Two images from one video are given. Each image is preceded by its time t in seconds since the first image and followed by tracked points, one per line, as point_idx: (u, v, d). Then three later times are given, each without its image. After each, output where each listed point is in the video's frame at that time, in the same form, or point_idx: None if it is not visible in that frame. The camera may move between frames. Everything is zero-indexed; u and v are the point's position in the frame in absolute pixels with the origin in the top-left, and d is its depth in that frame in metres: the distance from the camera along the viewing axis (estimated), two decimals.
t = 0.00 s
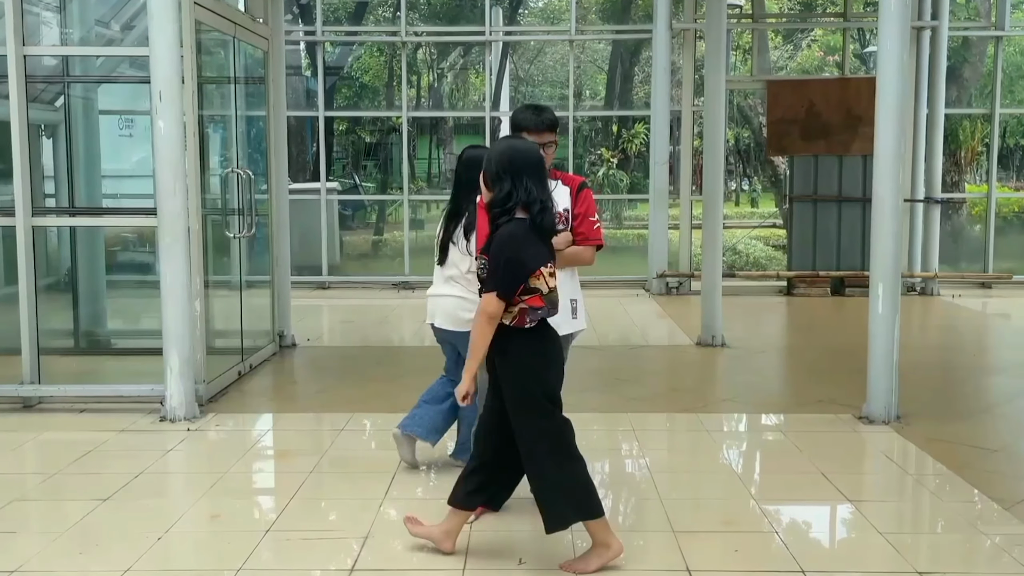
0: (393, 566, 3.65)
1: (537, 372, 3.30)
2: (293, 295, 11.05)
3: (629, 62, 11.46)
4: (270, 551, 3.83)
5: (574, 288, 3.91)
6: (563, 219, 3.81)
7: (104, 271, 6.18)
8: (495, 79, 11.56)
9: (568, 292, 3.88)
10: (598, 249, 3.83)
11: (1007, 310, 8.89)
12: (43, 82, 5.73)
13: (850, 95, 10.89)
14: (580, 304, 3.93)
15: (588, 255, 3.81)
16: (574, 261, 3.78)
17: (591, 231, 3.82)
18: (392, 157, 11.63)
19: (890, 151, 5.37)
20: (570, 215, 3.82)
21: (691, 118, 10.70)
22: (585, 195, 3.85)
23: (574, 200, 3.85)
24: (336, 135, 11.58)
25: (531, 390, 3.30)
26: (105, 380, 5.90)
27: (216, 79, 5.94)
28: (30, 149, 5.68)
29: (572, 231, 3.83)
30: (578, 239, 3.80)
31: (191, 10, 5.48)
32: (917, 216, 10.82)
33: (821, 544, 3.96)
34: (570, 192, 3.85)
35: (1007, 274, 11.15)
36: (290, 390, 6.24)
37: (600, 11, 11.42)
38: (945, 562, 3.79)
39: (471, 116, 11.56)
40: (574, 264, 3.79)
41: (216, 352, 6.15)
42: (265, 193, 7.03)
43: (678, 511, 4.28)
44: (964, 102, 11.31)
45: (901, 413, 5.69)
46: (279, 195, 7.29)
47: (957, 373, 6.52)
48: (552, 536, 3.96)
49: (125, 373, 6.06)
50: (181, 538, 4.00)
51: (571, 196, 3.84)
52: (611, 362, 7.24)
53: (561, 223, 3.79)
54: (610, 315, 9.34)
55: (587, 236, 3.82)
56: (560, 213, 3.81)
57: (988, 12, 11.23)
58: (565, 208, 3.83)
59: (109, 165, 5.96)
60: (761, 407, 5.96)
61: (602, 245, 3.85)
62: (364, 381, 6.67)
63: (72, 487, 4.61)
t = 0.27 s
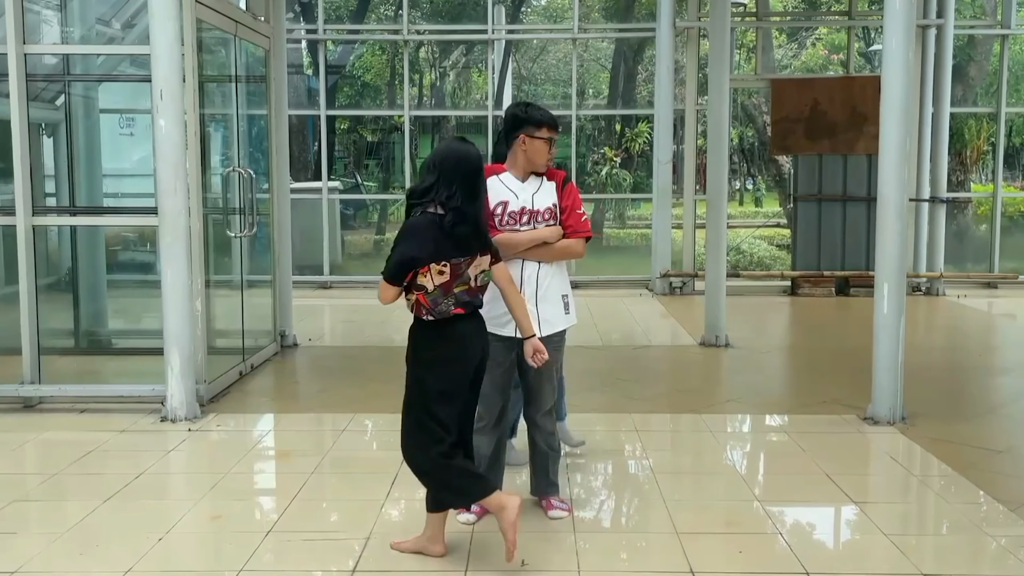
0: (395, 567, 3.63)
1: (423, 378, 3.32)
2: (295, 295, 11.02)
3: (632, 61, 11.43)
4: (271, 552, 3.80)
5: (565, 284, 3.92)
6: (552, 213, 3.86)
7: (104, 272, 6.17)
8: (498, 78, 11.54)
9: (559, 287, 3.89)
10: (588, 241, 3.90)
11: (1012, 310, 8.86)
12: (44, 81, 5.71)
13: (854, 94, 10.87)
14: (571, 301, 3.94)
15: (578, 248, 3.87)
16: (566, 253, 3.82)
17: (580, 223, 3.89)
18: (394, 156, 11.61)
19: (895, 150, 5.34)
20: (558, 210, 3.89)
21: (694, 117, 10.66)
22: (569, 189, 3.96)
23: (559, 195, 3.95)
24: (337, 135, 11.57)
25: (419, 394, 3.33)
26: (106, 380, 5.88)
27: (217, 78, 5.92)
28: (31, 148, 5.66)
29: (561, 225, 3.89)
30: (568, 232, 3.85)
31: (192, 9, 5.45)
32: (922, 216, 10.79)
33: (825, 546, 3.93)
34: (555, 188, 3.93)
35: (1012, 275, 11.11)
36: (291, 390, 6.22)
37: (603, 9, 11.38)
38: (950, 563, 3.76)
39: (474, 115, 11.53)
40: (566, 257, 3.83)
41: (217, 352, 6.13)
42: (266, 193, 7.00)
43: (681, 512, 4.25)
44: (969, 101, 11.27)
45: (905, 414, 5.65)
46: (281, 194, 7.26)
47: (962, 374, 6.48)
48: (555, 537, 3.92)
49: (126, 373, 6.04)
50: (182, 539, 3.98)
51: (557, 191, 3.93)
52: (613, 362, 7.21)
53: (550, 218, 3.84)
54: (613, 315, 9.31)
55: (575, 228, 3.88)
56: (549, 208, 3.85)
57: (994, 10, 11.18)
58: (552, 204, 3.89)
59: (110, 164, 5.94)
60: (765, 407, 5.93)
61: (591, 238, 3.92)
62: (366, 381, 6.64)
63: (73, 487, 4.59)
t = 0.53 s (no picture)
0: (396, 569, 3.61)
1: (386, 341, 3.50)
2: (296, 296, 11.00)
3: (634, 60, 11.40)
4: (272, 554, 3.78)
5: (556, 285, 3.93)
6: (547, 213, 3.86)
7: (104, 273, 6.15)
8: (500, 78, 11.51)
9: (553, 288, 3.89)
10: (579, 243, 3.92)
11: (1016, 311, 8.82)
12: (44, 80, 5.70)
13: (859, 93, 10.86)
14: (560, 300, 3.96)
15: (572, 250, 3.88)
16: (560, 254, 3.83)
17: (573, 224, 3.90)
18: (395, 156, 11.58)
19: (899, 151, 5.31)
20: (552, 210, 3.88)
21: (698, 117, 10.64)
22: (561, 189, 3.96)
23: (552, 194, 3.94)
24: (338, 134, 11.56)
25: (378, 356, 3.52)
26: (106, 381, 5.86)
27: (218, 78, 5.90)
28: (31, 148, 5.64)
29: (555, 225, 3.89)
30: (562, 232, 3.86)
31: (193, 8, 5.43)
32: (927, 216, 10.76)
33: (829, 548, 3.90)
34: (548, 187, 3.92)
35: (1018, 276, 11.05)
36: (292, 391, 6.19)
37: (605, 9, 11.35)
38: (955, 566, 3.73)
39: (476, 115, 11.50)
40: (559, 258, 3.84)
41: (218, 353, 6.11)
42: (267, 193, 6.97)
43: (684, 514, 4.22)
44: (974, 101, 11.23)
45: (909, 415, 5.62)
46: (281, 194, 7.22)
47: (966, 375, 6.45)
48: (558, 539, 3.90)
49: (126, 374, 6.02)
50: (183, 540, 3.95)
51: (552, 191, 3.92)
52: (615, 363, 7.18)
53: (545, 218, 3.85)
54: (616, 316, 9.28)
55: (569, 229, 3.88)
56: (544, 208, 3.85)
57: (999, 10, 11.15)
58: (547, 203, 3.89)
59: (110, 164, 5.92)
60: (769, 409, 5.90)
61: (582, 239, 3.93)
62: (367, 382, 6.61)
63: (73, 488, 4.57)
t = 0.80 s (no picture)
0: (397, 573, 3.57)
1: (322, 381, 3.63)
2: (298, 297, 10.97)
3: (637, 60, 11.37)
4: (272, 558, 3.75)
5: (547, 286, 3.91)
6: (538, 212, 3.84)
7: (105, 275, 6.16)
8: (502, 78, 11.49)
9: (545, 289, 3.88)
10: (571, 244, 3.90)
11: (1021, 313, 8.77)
12: (44, 81, 5.65)
13: (863, 92, 10.79)
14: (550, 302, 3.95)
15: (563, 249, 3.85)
16: (551, 253, 3.80)
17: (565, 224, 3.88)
18: (396, 157, 11.54)
19: (904, 152, 5.27)
20: (544, 209, 3.85)
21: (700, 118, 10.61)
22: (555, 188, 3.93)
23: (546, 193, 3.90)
24: (340, 135, 11.53)
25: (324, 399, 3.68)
26: (106, 384, 5.83)
27: (218, 78, 5.87)
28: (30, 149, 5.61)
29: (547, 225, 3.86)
30: (553, 231, 3.83)
31: (193, 8, 5.39)
32: (932, 217, 10.72)
33: (834, 552, 3.86)
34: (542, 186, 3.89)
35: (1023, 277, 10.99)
36: (293, 393, 6.16)
37: (608, 9, 11.32)
38: (960, 570, 3.69)
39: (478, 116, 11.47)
40: (552, 258, 3.80)
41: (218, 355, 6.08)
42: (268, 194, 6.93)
43: (687, 517, 4.18)
44: (980, 102, 11.13)
45: (914, 418, 5.58)
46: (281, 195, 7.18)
47: (971, 378, 6.41)
48: (560, 543, 3.86)
49: (127, 376, 5.99)
50: (183, 543, 3.92)
51: (545, 189, 3.89)
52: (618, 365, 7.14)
53: (537, 217, 3.82)
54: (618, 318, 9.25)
55: (561, 228, 3.85)
56: (536, 206, 3.83)
57: (1004, 10, 11.11)
58: (539, 202, 3.86)
59: (110, 165, 5.89)
60: (772, 411, 5.86)
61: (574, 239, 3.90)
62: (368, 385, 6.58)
63: (72, 491, 4.54)
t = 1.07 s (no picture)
0: None
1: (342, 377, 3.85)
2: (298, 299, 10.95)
3: (639, 61, 11.35)
4: (271, 562, 3.72)
5: (540, 289, 3.88)
6: (531, 216, 3.81)
7: (104, 277, 6.12)
8: (504, 79, 11.45)
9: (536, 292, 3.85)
10: (564, 248, 3.85)
11: None
12: (43, 82, 5.63)
13: (865, 95, 10.78)
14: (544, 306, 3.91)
15: (555, 254, 3.81)
16: (541, 258, 3.78)
17: (558, 229, 3.84)
18: (398, 158, 11.52)
19: (908, 153, 5.24)
20: (537, 213, 3.82)
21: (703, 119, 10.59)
22: (550, 192, 3.90)
23: (540, 198, 3.88)
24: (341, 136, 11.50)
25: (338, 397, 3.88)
26: (105, 386, 5.80)
27: (218, 79, 5.84)
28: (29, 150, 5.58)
29: (539, 229, 3.83)
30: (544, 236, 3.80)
31: (193, 8, 5.37)
32: (936, 219, 10.68)
33: (837, 556, 3.83)
34: (536, 190, 3.87)
35: None
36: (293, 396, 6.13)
37: (610, 9, 11.31)
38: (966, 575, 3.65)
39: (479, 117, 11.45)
40: (542, 263, 3.78)
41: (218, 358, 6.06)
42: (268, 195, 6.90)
43: (690, 521, 4.15)
44: (984, 102, 11.16)
45: (918, 421, 5.55)
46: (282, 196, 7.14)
47: (975, 380, 6.37)
48: (562, 547, 3.83)
49: (126, 378, 5.96)
50: (183, 547, 3.89)
51: (537, 194, 3.87)
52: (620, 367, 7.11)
53: (528, 221, 3.79)
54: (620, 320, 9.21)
55: (553, 234, 3.82)
56: (528, 210, 3.80)
57: (1008, 10, 11.07)
58: (532, 206, 3.84)
59: (109, 166, 5.86)
60: (775, 414, 5.82)
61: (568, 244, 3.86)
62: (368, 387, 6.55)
63: (71, 494, 4.50)
